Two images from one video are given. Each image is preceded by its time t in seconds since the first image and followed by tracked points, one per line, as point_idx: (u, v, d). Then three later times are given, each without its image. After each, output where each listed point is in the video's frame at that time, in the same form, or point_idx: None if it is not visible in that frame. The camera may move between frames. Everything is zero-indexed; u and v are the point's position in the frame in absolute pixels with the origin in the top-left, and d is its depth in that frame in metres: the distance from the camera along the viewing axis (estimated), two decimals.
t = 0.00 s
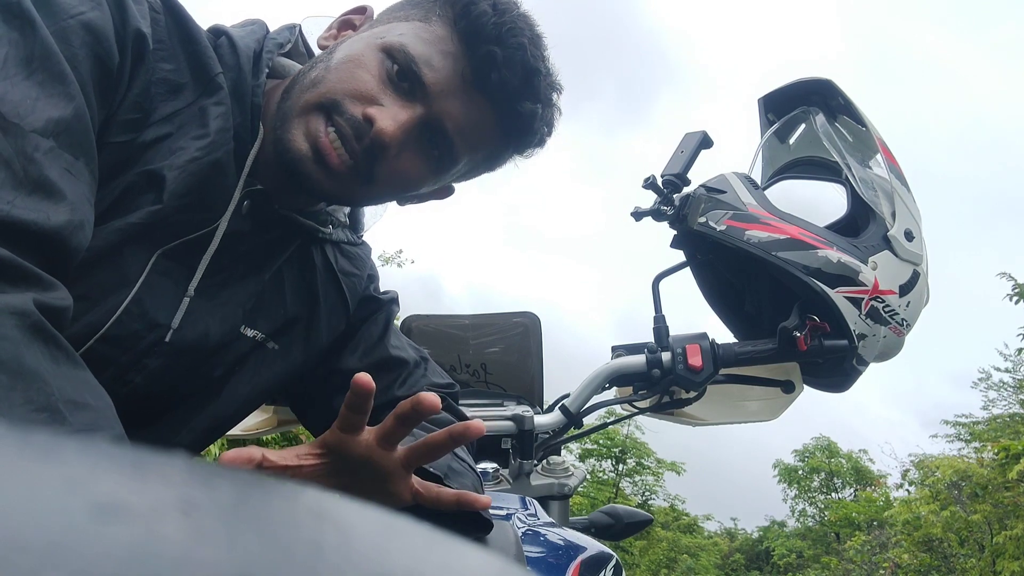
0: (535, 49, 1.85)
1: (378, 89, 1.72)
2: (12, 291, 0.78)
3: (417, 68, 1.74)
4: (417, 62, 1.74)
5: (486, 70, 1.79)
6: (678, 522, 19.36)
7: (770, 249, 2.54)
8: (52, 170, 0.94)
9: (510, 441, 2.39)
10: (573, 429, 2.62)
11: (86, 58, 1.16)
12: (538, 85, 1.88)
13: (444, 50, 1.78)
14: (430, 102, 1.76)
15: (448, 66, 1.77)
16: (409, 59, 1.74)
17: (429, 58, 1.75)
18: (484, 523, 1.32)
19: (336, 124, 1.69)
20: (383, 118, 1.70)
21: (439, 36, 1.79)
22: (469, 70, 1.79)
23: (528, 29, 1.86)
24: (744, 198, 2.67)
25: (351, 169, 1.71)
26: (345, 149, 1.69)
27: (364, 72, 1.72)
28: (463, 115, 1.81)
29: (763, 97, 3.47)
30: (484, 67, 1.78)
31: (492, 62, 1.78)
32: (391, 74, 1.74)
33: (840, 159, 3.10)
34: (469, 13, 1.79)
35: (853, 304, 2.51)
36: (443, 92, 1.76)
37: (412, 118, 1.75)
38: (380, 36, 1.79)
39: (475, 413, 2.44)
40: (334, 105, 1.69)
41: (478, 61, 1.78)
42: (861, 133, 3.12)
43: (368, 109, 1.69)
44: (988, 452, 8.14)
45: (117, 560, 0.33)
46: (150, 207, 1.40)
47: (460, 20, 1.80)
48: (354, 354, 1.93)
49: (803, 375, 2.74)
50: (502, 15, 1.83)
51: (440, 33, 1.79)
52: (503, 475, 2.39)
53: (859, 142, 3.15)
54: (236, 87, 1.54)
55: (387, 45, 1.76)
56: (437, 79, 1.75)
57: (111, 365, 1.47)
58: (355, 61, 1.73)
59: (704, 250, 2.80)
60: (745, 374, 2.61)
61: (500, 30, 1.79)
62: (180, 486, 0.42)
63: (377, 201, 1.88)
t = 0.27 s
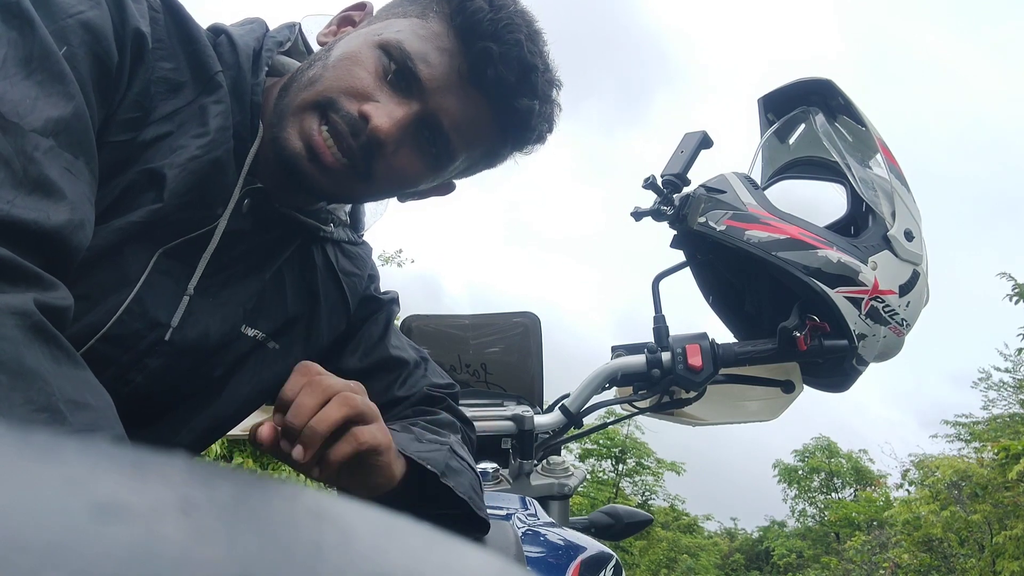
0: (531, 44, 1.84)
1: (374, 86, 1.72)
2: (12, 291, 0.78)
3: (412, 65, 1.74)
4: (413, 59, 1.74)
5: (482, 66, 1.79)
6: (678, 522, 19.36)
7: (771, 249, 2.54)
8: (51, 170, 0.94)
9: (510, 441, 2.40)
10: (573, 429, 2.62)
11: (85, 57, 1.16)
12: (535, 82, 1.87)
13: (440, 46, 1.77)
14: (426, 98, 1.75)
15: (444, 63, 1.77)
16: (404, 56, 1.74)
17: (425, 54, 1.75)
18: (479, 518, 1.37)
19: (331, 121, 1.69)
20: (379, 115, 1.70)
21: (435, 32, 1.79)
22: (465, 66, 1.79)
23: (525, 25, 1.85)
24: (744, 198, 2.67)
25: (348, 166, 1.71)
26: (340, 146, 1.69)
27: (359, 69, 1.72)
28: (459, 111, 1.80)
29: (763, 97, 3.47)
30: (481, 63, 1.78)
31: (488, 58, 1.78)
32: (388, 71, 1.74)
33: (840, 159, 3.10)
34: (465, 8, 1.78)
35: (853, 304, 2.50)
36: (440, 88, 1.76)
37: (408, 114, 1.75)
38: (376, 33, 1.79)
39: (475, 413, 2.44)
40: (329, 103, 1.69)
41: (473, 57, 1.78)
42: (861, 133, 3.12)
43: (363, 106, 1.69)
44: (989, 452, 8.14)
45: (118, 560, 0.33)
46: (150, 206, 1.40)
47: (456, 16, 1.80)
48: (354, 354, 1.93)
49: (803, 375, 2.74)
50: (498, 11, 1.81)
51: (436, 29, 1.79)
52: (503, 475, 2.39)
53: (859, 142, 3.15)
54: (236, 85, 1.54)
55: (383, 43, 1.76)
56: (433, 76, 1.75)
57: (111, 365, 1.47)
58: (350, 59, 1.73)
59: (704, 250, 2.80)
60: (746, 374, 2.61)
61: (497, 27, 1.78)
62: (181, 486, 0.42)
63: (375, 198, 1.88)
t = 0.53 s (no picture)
0: (530, 35, 1.84)
1: (377, 79, 1.72)
2: (12, 291, 0.78)
3: (414, 58, 1.74)
4: (415, 52, 1.74)
5: (483, 58, 1.79)
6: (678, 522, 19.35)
7: (771, 249, 2.55)
8: (50, 168, 0.94)
9: (510, 441, 2.40)
10: (573, 429, 2.62)
11: (84, 56, 1.16)
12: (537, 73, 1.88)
13: (441, 39, 1.77)
14: (429, 91, 1.76)
15: (446, 56, 1.77)
16: (407, 48, 1.74)
17: (427, 47, 1.75)
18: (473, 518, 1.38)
19: (335, 116, 1.69)
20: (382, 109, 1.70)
21: (435, 25, 1.79)
22: (467, 58, 1.79)
23: (524, 15, 1.85)
24: (744, 198, 2.68)
25: (352, 160, 1.71)
26: (345, 139, 1.69)
27: (361, 63, 1.72)
28: (462, 104, 1.81)
29: (763, 98, 3.47)
30: (482, 55, 1.79)
31: (489, 50, 1.79)
32: (389, 64, 1.74)
33: (840, 159, 3.10)
34: None
35: (853, 304, 2.51)
36: (442, 81, 1.76)
37: (411, 108, 1.76)
38: (376, 27, 1.78)
39: (475, 413, 2.44)
40: (332, 97, 1.68)
41: (475, 48, 1.78)
42: (861, 134, 3.13)
43: (367, 100, 1.69)
44: (989, 451, 8.13)
45: (117, 560, 0.34)
46: (150, 205, 1.40)
47: (456, 9, 1.80)
48: (354, 355, 1.94)
49: (803, 375, 2.74)
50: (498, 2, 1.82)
51: (437, 23, 1.79)
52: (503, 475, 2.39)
53: (859, 142, 3.15)
54: (235, 82, 1.54)
55: (384, 36, 1.76)
56: (435, 68, 1.76)
57: (111, 364, 1.47)
58: (351, 53, 1.73)
59: (704, 250, 2.80)
60: (746, 374, 2.61)
61: (497, 18, 1.79)
62: (180, 486, 0.42)
63: (377, 193, 1.89)
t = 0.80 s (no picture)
0: (529, 31, 1.84)
1: (376, 76, 1.72)
2: (11, 292, 0.78)
3: (412, 53, 1.74)
4: (413, 47, 1.74)
5: (480, 54, 1.79)
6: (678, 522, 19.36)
7: (770, 249, 2.55)
8: (50, 170, 0.94)
9: (510, 441, 2.40)
10: (573, 430, 2.62)
11: (84, 58, 1.16)
12: (536, 67, 1.88)
13: (439, 34, 1.77)
14: (428, 85, 1.75)
15: (444, 51, 1.76)
16: (405, 45, 1.74)
17: (424, 43, 1.75)
18: (473, 518, 1.38)
19: (333, 112, 1.68)
20: (380, 104, 1.70)
21: (432, 22, 1.78)
22: (464, 53, 1.79)
23: (520, 10, 1.85)
24: (744, 198, 2.68)
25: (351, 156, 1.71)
26: (343, 134, 1.69)
27: (359, 60, 1.72)
28: (461, 98, 1.80)
29: (763, 97, 3.47)
30: (479, 51, 1.79)
31: (486, 45, 1.79)
32: (388, 61, 1.74)
33: (840, 159, 3.10)
34: None
35: (853, 304, 2.51)
36: (440, 77, 1.76)
37: (410, 103, 1.75)
38: (374, 25, 1.79)
39: (475, 413, 2.44)
40: (330, 93, 1.69)
41: (472, 44, 1.78)
42: (861, 133, 3.13)
43: (364, 96, 1.69)
44: (989, 451, 8.13)
45: (117, 560, 0.34)
46: (150, 205, 1.40)
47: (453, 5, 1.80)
48: (354, 356, 1.94)
49: (803, 375, 2.74)
50: None
51: (435, 20, 1.79)
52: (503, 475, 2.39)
53: (859, 142, 3.15)
54: (235, 82, 1.54)
55: (382, 33, 1.76)
56: (433, 63, 1.75)
57: (109, 365, 1.47)
58: (349, 50, 1.73)
59: (704, 250, 2.80)
60: (745, 374, 2.61)
61: (494, 14, 1.78)
62: (180, 486, 0.42)
63: (377, 190, 1.88)
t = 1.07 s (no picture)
0: (529, 35, 1.85)
1: (374, 79, 1.72)
2: (10, 293, 0.78)
3: (410, 56, 1.73)
4: (411, 50, 1.74)
5: (478, 57, 1.79)
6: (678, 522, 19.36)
7: (770, 249, 2.55)
8: (50, 171, 0.94)
9: (510, 441, 2.40)
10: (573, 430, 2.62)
11: (84, 58, 1.16)
12: (534, 71, 1.88)
13: (438, 36, 1.77)
14: (426, 89, 1.75)
15: (442, 54, 1.76)
16: (403, 48, 1.74)
17: (423, 46, 1.75)
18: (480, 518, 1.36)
19: (332, 115, 1.68)
20: (380, 108, 1.70)
21: (430, 24, 1.78)
22: (462, 57, 1.79)
23: (517, 11, 1.86)
24: (744, 198, 2.68)
25: (351, 160, 1.71)
26: (342, 139, 1.69)
27: (358, 63, 1.72)
28: (459, 102, 1.80)
29: (763, 97, 3.48)
30: (477, 53, 1.79)
31: (483, 48, 1.78)
32: (387, 63, 1.73)
33: (840, 159, 3.10)
34: None
35: (853, 304, 2.51)
36: (439, 79, 1.76)
37: (409, 106, 1.75)
38: (373, 27, 1.79)
39: (475, 413, 2.44)
40: (330, 97, 1.69)
41: (470, 47, 1.78)
42: (861, 133, 3.13)
43: (364, 100, 1.69)
44: (989, 452, 8.13)
45: (116, 560, 0.34)
46: (151, 206, 1.40)
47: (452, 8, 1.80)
48: (354, 357, 1.94)
49: (803, 375, 2.74)
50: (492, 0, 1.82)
51: (432, 22, 1.78)
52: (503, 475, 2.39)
53: (859, 142, 3.15)
54: (235, 83, 1.54)
55: (382, 36, 1.76)
56: (432, 66, 1.75)
57: (109, 365, 1.47)
58: (349, 53, 1.73)
59: (704, 250, 2.80)
60: (745, 374, 2.61)
61: (492, 17, 1.79)
62: (180, 486, 0.42)
63: (377, 193, 1.88)
